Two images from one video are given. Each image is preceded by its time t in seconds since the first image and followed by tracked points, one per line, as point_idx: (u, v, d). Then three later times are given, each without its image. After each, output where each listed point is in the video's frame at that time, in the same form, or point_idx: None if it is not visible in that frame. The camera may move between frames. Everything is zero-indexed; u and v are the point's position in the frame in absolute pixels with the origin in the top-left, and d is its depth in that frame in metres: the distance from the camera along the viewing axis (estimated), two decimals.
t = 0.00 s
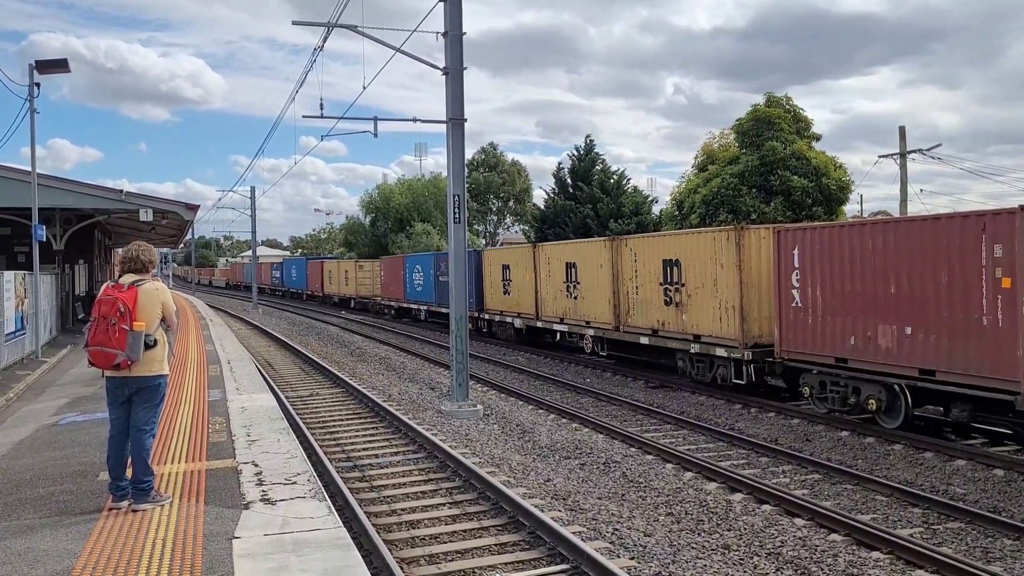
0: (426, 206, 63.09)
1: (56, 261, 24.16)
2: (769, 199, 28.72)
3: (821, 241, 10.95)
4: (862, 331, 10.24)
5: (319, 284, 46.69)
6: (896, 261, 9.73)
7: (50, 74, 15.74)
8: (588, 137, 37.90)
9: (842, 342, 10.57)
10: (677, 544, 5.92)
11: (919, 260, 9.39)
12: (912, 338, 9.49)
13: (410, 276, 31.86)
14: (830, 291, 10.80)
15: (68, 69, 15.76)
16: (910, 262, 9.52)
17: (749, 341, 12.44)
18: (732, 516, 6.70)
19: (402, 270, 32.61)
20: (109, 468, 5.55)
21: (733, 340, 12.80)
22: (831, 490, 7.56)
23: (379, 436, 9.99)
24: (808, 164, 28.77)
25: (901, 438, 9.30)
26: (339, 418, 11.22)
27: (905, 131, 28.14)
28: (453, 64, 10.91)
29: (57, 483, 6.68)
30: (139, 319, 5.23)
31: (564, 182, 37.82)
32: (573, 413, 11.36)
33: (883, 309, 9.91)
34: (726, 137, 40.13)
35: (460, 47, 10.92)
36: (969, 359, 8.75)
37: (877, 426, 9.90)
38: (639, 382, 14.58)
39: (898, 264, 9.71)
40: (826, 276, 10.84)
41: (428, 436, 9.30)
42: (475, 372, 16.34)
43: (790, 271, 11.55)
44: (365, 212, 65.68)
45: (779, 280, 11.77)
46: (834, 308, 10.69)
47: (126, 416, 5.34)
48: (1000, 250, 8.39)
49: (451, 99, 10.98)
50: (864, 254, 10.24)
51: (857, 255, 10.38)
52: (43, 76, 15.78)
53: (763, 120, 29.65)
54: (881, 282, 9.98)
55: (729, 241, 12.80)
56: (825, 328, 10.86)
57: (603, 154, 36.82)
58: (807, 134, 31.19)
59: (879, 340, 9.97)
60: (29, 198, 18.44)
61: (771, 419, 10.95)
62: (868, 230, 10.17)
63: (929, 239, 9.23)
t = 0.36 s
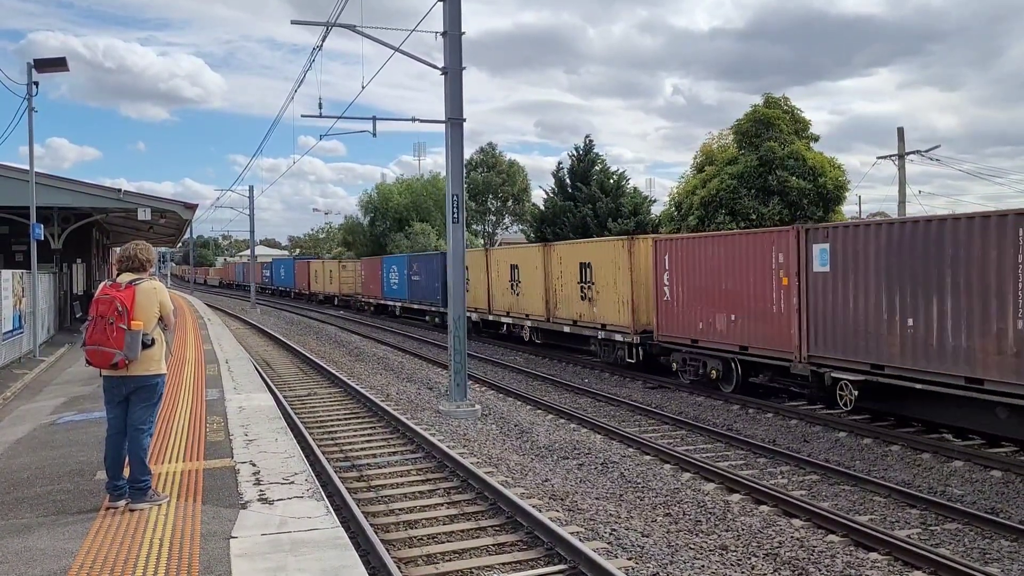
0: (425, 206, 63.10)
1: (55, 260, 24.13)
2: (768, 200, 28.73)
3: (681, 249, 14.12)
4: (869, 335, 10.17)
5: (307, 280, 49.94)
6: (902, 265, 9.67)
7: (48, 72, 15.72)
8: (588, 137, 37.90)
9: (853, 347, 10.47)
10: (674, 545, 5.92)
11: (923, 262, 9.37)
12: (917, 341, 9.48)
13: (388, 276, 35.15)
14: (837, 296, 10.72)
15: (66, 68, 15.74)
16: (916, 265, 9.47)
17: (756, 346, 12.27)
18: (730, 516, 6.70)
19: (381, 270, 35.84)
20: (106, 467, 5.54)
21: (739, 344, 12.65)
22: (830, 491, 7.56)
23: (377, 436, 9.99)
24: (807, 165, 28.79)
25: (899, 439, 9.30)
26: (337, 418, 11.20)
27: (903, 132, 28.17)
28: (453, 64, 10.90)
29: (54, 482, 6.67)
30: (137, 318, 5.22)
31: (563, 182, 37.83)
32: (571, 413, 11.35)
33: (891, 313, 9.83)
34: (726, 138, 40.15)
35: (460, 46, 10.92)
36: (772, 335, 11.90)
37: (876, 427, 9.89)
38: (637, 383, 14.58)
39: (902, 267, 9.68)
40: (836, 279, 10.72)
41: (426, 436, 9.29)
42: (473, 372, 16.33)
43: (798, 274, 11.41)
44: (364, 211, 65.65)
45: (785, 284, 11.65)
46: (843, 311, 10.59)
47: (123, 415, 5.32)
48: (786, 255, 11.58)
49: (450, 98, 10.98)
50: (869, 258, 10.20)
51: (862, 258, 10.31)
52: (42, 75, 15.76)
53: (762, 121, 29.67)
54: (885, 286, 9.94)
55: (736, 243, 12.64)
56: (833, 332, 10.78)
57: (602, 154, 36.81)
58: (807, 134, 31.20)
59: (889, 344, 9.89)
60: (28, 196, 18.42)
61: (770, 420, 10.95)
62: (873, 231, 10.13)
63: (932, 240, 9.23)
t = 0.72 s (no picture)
0: (426, 208, 63.10)
1: (55, 259, 24.13)
2: (768, 204, 28.75)
3: (594, 257, 17.17)
4: (881, 346, 9.94)
5: (295, 282, 52.76)
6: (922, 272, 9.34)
7: (50, 71, 15.74)
8: (589, 140, 37.92)
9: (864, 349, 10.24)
10: (673, 549, 5.92)
11: (896, 264, 9.70)
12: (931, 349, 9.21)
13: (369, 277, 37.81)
14: (737, 296, 12.66)
15: (68, 68, 15.76)
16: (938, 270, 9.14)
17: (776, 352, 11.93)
18: (729, 521, 6.71)
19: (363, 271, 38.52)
20: (106, 467, 5.54)
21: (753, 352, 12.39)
22: (828, 496, 7.56)
23: (376, 437, 9.98)
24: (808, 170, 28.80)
25: (898, 444, 9.31)
26: (337, 419, 11.20)
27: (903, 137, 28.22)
28: (454, 66, 10.91)
29: (54, 481, 6.67)
30: (137, 319, 5.23)
31: (564, 184, 37.82)
32: (570, 416, 11.36)
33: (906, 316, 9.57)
34: (727, 142, 40.18)
35: (462, 48, 10.93)
36: (647, 326, 15.10)
37: (875, 433, 9.90)
38: (636, 386, 14.57)
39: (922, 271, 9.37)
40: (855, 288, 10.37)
41: (425, 438, 9.29)
42: (473, 374, 16.32)
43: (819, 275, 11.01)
44: (364, 212, 65.62)
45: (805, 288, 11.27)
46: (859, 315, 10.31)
47: (123, 416, 5.32)
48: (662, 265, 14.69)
49: (451, 100, 10.99)
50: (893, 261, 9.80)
51: (800, 266, 11.38)
52: (44, 74, 15.78)
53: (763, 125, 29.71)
54: (894, 293, 9.76)
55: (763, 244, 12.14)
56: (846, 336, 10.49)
57: (603, 157, 36.83)
58: (808, 139, 31.22)
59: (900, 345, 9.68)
60: (29, 195, 18.42)
61: (769, 424, 10.95)
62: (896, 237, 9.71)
63: (902, 241, 9.61)
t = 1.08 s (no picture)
0: (426, 211, 63.17)
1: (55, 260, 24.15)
2: (770, 210, 28.77)
3: (537, 263, 19.98)
4: (724, 333, 12.87)
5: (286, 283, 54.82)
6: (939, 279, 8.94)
7: (52, 72, 15.76)
8: (590, 144, 37.97)
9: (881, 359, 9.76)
10: (672, 554, 5.91)
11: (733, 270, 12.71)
12: (952, 352, 8.77)
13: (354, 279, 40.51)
14: (635, 296, 15.48)
15: (70, 68, 15.78)
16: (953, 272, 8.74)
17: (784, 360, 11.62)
18: (729, 526, 6.70)
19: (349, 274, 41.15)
20: (105, 469, 5.53)
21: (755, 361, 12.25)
22: (828, 502, 7.55)
23: (376, 440, 9.98)
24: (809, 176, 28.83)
25: (898, 451, 9.30)
26: (336, 422, 11.19)
27: (904, 144, 28.26)
28: (456, 69, 10.93)
29: (53, 482, 6.67)
30: (138, 320, 5.23)
31: (565, 188, 37.85)
32: (569, 420, 11.36)
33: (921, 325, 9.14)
34: (728, 147, 40.23)
35: (464, 51, 10.95)
36: (577, 322, 17.82)
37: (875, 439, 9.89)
38: (636, 391, 14.55)
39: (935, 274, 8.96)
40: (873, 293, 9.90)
41: (424, 442, 9.29)
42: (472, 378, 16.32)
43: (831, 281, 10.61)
44: (365, 215, 65.65)
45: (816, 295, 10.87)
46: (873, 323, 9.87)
47: (124, 417, 5.32)
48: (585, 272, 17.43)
49: (453, 103, 11.00)
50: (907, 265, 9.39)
51: (678, 273, 14.16)
52: (46, 75, 15.80)
53: (765, 131, 29.75)
54: (732, 293, 12.71)
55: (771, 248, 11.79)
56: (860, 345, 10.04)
57: (604, 161, 36.88)
58: (809, 145, 31.26)
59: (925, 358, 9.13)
60: (30, 195, 18.44)
61: (769, 430, 10.94)
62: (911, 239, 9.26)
63: (740, 253, 12.52)
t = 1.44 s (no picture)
0: (426, 210, 63.20)
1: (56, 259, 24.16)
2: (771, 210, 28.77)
3: (492, 265, 23.07)
4: (625, 322, 15.89)
5: (279, 283, 56.86)
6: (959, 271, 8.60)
7: (54, 71, 15.77)
8: (591, 144, 37.96)
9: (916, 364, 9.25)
10: (673, 554, 5.91)
11: (633, 271, 15.67)
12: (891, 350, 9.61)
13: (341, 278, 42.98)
14: (562, 292, 18.65)
15: (72, 68, 15.80)
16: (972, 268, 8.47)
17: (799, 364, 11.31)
18: (729, 526, 6.70)
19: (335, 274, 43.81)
20: (107, 467, 5.54)
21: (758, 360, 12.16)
22: (829, 502, 7.56)
23: (377, 440, 9.99)
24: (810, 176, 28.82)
25: (898, 451, 9.31)
26: (337, 421, 11.21)
27: (905, 144, 28.29)
28: (457, 68, 10.93)
29: (55, 481, 6.68)
30: (140, 319, 5.24)
31: (566, 188, 37.83)
32: (570, 420, 11.37)
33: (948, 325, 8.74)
34: (729, 147, 40.25)
35: (465, 51, 10.96)
36: (522, 314, 20.86)
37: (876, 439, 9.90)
38: (637, 391, 14.55)
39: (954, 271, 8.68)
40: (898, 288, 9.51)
41: (425, 441, 9.29)
42: (473, 377, 16.33)
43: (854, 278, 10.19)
44: (365, 215, 65.65)
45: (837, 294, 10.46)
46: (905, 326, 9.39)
47: (125, 416, 5.33)
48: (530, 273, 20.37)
49: (454, 103, 11.00)
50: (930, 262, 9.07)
51: (591, 273, 17.38)
52: (46, 74, 15.81)
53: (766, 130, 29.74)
54: (630, 290, 15.78)
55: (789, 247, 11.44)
56: (830, 342, 10.55)
57: (605, 161, 36.87)
58: (810, 145, 31.26)
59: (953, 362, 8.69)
60: (31, 194, 18.44)
61: (769, 430, 10.96)
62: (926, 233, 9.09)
63: (638, 258, 15.47)
